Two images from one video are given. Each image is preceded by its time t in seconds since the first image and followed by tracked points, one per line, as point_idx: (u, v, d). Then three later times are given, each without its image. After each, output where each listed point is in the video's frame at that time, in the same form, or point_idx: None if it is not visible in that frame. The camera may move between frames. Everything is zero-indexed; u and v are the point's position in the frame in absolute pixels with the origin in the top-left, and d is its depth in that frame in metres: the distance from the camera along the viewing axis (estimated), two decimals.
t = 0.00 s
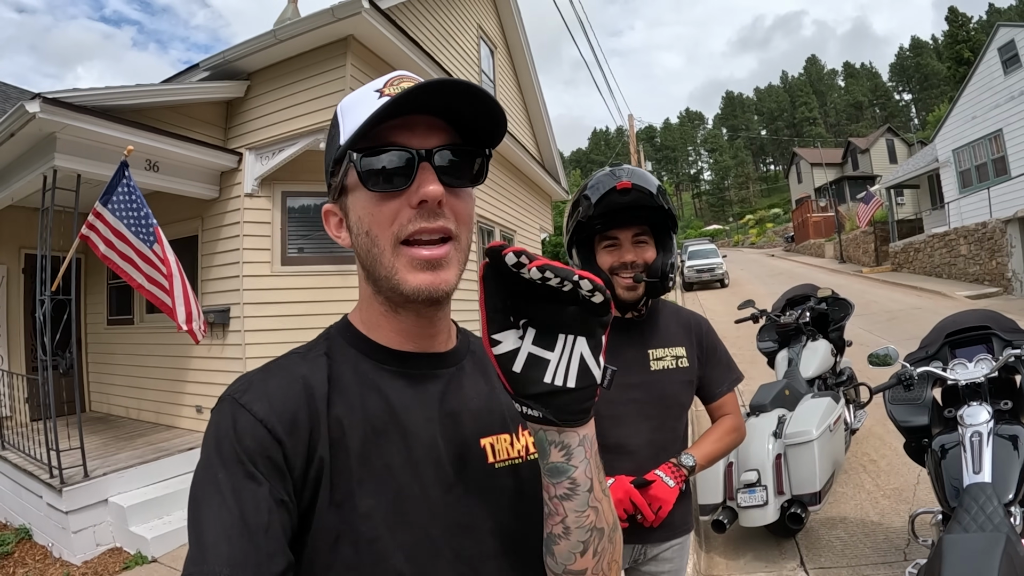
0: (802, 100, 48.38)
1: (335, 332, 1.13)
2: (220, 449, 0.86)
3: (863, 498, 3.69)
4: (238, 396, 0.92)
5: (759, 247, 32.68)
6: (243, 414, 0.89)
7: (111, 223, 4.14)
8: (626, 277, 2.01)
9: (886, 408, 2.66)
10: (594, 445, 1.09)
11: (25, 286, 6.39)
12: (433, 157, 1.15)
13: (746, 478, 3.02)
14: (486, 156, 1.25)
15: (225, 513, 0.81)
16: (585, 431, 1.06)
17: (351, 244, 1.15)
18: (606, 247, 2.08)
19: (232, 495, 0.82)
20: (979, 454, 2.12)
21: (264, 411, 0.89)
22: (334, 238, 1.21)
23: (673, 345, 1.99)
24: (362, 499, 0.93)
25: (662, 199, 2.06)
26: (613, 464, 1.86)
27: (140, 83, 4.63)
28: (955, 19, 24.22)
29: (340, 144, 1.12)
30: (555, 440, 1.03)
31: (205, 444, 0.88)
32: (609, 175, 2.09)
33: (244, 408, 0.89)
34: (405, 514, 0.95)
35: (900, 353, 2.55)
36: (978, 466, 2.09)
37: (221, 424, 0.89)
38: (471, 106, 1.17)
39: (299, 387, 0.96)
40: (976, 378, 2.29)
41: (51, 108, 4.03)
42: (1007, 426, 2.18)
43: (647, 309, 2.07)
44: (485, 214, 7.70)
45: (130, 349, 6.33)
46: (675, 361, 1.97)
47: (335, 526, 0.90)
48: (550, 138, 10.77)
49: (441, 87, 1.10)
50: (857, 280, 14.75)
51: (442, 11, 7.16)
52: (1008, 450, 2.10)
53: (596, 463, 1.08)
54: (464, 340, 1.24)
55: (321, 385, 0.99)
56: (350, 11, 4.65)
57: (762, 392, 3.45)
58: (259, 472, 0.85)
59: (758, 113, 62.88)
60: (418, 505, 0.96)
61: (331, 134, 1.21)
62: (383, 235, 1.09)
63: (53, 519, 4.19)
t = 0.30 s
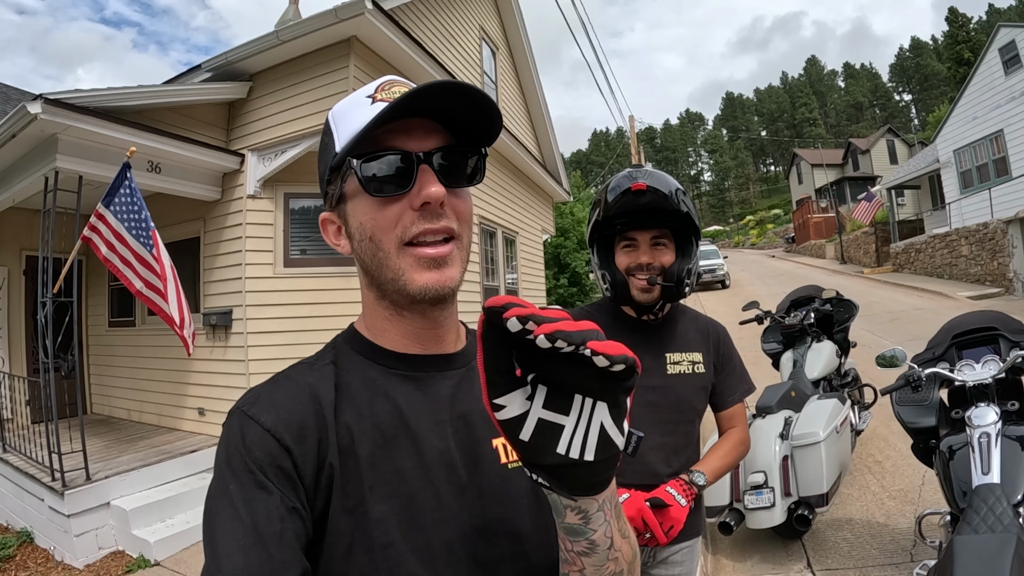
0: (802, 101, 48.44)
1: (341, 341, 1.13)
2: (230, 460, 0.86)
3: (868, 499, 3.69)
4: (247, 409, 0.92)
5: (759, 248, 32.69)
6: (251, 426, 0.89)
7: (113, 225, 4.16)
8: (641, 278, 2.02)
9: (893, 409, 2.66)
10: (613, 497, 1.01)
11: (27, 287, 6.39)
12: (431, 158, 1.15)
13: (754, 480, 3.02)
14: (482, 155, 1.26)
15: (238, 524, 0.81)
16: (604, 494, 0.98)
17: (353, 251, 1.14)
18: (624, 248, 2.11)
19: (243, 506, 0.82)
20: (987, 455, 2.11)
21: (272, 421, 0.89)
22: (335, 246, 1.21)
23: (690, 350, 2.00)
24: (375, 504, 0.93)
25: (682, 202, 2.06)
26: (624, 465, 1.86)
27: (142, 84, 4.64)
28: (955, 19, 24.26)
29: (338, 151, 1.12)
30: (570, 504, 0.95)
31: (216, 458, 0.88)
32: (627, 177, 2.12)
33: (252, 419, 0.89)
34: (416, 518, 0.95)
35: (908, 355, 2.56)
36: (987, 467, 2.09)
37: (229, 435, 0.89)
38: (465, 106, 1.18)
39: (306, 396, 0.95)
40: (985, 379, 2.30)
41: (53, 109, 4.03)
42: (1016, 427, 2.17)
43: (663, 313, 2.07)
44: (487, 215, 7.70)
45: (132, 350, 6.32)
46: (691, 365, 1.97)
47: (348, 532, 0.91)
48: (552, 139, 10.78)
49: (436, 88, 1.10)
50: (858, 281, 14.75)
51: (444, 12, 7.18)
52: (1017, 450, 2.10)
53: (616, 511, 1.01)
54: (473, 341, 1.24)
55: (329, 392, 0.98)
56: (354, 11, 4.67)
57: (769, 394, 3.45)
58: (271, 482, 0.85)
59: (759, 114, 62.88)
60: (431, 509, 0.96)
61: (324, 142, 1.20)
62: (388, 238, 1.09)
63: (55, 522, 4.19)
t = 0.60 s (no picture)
0: (802, 102, 48.46)
1: (339, 340, 1.13)
2: (228, 461, 0.86)
3: (868, 499, 3.69)
4: (244, 409, 0.92)
5: (759, 249, 32.69)
6: (249, 426, 0.89)
7: (114, 225, 4.18)
8: (639, 277, 2.02)
9: (893, 409, 2.66)
10: (595, 503, 0.99)
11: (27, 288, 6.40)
12: (430, 156, 1.15)
13: (753, 480, 3.01)
14: (482, 154, 1.26)
15: (236, 526, 0.81)
16: (585, 503, 0.94)
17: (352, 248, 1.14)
18: (621, 248, 2.11)
19: (241, 507, 0.83)
20: (987, 455, 2.11)
21: (270, 422, 0.89)
22: (334, 242, 1.21)
23: (689, 350, 1.99)
24: (373, 505, 0.93)
25: (678, 201, 2.07)
26: (623, 465, 1.86)
27: (142, 85, 4.63)
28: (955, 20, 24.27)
29: (338, 147, 1.12)
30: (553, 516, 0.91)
31: (214, 459, 0.89)
32: (623, 175, 2.12)
33: (250, 419, 0.89)
34: (414, 519, 0.95)
35: (908, 355, 2.55)
36: (986, 467, 2.09)
37: (227, 436, 0.89)
38: (465, 105, 1.18)
39: (303, 396, 0.95)
40: (984, 379, 2.30)
41: (53, 109, 4.02)
42: (1016, 427, 2.17)
43: (661, 312, 2.07)
44: (487, 215, 7.70)
45: (132, 351, 6.33)
46: (689, 365, 1.97)
47: (346, 533, 0.91)
48: (552, 140, 10.79)
49: (434, 87, 1.10)
50: (858, 281, 14.78)
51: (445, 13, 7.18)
52: (1017, 450, 2.09)
53: (600, 516, 0.99)
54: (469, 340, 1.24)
55: (327, 393, 0.98)
56: (354, 12, 4.67)
57: (768, 394, 3.45)
58: (269, 482, 0.85)
59: (759, 114, 62.91)
60: (429, 509, 0.96)
61: (327, 140, 1.21)
62: (385, 236, 1.09)
63: (54, 522, 4.19)
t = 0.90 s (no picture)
0: (802, 103, 48.48)
1: (338, 332, 1.13)
2: (226, 450, 0.86)
3: (867, 499, 3.69)
4: (243, 397, 0.92)
5: (760, 250, 32.70)
6: (248, 415, 0.89)
7: (113, 223, 4.18)
8: (641, 273, 2.02)
9: (891, 408, 2.65)
10: (564, 514, 0.97)
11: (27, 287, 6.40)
12: (438, 154, 1.16)
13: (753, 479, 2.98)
14: (483, 150, 1.28)
15: (233, 515, 0.81)
16: (554, 517, 0.93)
17: (359, 247, 1.13)
18: (622, 244, 2.10)
19: (238, 496, 0.83)
20: (984, 453, 2.11)
21: (270, 412, 0.89)
22: (334, 240, 1.19)
23: (687, 347, 2.00)
24: (370, 497, 0.93)
25: (679, 197, 2.08)
26: (622, 463, 1.86)
27: (142, 84, 4.64)
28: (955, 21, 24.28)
29: (343, 144, 1.11)
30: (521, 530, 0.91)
31: (213, 448, 0.89)
32: (625, 171, 2.12)
33: (250, 409, 0.89)
34: (410, 512, 0.94)
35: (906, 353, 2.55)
36: (985, 465, 2.09)
37: (226, 425, 0.89)
38: (471, 103, 1.19)
39: (303, 386, 0.95)
40: (982, 378, 2.29)
41: (53, 109, 4.03)
42: (1014, 426, 2.17)
43: (661, 309, 2.08)
44: (487, 216, 7.70)
45: (132, 351, 6.33)
46: (687, 362, 1.98)
47: (342, 524, 0.90)
48: (552, 140, 10.79)
49: (444, 86, 1.10)
50: (858, 282, 14.78)
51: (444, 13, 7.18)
52: (1015, 449, 2.09)
53: (569, 527, 0.98)
54: (470, 335, 1.24)
55: (326, 384, 0.98)
56: (353, 12, 4.68)
57: (767, 393, 3.45)
58: (267, 473, 0.85)
59: (758, 115, 62.94)
60: (425, 503, 0.96)
61: (323, 135, 1.18)
62: (398, 234, 1.08)
63: (54, 521, 4.19)
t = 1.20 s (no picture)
0: (802, 104, 48.48)
1: (342, 339, 1.12)
2: (228, 459, 0.86)
3: (868, 501, 3.68)
4: (245, 406, 0.91)
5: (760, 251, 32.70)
6: (249, 425, 0.89)
7: (114, 225, 4.18)
8: (645, 276, 2.02)
9: (892, 410, 2.65)
10: (531, 493, 0.96)
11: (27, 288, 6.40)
12: (435, 162, 1.15)
13: (753, 481, 3.00)
14: (480, 153, 1.27)
15: (234, 524, 0.81)
16: (517, 495, 0.93)
17: (357, 258, 1.12)
18: (625, 246, 2.10)
19: (239, 506, 0.82)
20: (987, 456, 2.11)
21: (271, 421, 0.89)
22: (331, 251, 1.19)
23: (689, 351, 1.99)
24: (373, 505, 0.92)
25: (683, 200, 2.07)
26: (622, 466, 1.85)
27: (142, 85, 4.64)
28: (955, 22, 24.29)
29: (338, 156, 1.10)
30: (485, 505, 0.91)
31: (215, 457, 0.88)
32: (630, 173, 2.11)
33: (251, 418, 0.89)
34: (413, 521, 0.93)
35: (907, 355, 2.55)
36: (986, 468, 2.08)
37: (227, 434, 0.88)
38: (468, 108, 1.17)
39: (304, 395, 0.95)
40: (984, 379, 2.29)
41: (53, 110, 4.02)
42: (1016, 428, 2.17)
43: (664, 312, 2.08)
44: (487, 217, 7.69)
45: (131, 352, 6.33)
46: (690, 366, 1.97)
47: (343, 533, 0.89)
48: (552, 141, 10.80)
49: (439, 95, 1.10)
50: (858, 283, 14.79)
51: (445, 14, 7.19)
52: (1018, 451, 2.09)
53: (540, 508, 0.96)
54: (472, 341, 1.23)
55: (328, 392, 0.97)
56: (354, 13, 4.68)
57: (767, 395, 3.44)
58: (269, 482, 0.85)
59: (759, 117, 62.96)
60: (427, 510, 0.95)
61: (316, 144, 1.17)
62: (396, 246, 1.08)
63: (53, 523, 4.19)
